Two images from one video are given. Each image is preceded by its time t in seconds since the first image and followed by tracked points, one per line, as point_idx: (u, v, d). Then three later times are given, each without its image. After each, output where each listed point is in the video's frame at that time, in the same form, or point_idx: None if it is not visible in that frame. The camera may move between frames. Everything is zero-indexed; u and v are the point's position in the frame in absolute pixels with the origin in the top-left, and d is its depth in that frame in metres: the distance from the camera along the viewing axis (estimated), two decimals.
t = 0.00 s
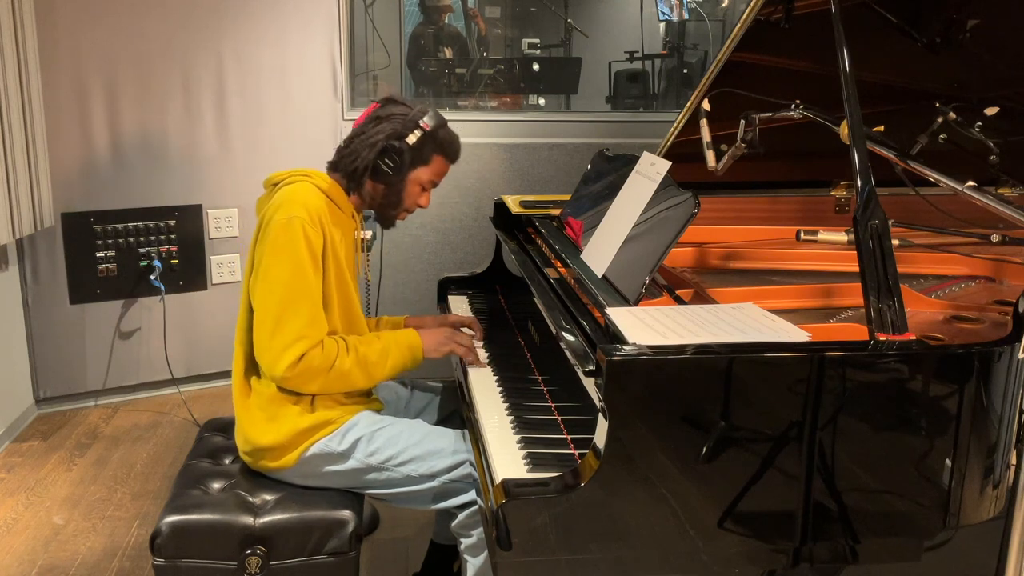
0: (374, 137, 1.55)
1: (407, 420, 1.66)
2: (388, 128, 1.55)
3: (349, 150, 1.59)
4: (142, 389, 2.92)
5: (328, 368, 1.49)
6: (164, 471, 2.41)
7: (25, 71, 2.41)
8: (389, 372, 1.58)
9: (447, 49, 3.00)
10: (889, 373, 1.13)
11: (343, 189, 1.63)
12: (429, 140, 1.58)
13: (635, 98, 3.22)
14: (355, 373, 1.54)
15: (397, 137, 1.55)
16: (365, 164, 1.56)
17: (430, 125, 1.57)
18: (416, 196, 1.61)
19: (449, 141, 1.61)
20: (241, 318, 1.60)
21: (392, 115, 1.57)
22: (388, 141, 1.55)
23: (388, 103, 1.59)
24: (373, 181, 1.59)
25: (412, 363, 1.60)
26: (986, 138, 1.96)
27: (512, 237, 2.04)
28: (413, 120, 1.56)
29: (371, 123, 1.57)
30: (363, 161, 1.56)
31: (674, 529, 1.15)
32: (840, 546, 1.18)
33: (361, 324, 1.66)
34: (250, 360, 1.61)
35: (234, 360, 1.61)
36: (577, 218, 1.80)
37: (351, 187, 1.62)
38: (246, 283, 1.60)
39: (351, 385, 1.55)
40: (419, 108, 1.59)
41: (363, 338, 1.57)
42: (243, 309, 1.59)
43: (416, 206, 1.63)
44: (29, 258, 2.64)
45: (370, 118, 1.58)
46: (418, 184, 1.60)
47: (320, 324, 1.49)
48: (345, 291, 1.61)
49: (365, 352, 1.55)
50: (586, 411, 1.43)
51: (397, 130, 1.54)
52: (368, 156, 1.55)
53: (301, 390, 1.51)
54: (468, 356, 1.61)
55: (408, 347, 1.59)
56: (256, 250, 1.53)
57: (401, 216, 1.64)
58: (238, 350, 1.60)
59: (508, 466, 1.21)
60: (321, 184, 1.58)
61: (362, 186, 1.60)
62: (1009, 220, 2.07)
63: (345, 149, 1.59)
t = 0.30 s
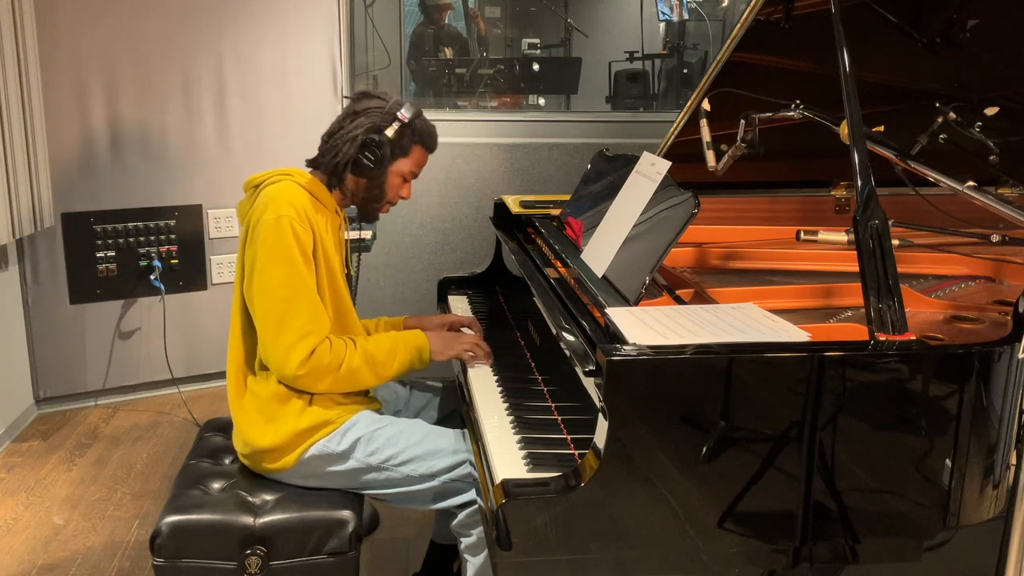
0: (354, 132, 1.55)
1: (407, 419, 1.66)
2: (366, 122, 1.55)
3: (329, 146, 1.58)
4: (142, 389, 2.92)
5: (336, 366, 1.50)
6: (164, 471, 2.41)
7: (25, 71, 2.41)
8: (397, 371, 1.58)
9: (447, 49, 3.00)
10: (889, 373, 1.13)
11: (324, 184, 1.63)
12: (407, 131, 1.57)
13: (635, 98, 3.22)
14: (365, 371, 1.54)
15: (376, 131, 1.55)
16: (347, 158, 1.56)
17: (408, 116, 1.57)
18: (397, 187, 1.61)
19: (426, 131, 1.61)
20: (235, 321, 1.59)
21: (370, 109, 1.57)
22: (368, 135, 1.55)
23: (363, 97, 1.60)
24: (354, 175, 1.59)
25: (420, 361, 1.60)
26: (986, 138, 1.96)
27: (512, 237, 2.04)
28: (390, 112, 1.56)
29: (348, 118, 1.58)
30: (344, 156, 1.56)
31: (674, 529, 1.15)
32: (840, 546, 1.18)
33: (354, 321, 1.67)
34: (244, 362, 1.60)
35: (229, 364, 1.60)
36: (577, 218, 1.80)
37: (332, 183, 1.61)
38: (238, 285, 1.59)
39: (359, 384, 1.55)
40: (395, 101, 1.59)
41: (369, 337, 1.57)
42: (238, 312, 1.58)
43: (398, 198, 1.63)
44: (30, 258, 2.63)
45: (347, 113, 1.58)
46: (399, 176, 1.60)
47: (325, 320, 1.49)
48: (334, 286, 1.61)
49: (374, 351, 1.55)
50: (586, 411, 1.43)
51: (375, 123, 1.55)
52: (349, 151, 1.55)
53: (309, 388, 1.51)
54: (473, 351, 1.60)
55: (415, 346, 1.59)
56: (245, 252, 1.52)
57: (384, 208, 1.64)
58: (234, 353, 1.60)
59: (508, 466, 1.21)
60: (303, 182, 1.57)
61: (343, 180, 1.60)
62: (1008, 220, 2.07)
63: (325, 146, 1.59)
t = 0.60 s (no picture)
0: (359, 130, 1.56)
1: (407, 420, 1.66)
2: (372, 121, 1.56)
3: (334, 144, 1.59)
4: (142, 389, 2.92)
5: (334, 366, 1.49)
6: (164, 471, 2.41)
7: (25, 71, 2.41)
8: (396, 374, 1.58)
9: (447, 49, 3.01)
10: (889, 373, 1.13)
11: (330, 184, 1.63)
12: (413, 132, 1.58)
13: (635, 98, 3.23)
14: (361, 373, 1.54)
15: (382, 130, 1.55)
16: (352, 156, 1.56)
17: (414, 117, 1.57)
18: (403, 188, 1.61)
19: (433, 133, 1.61)
20: (239, 320, 1.60)
21: (376, 109, 1.57)
22: (373, 134, 1.55)
23: (370, 98, 1.61)
24: (359, 175, 1.59)
25: (419, 364, 1.59)
26: (986, 138, 1.95)
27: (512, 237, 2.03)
28: (396, 112, 1.57)
29: (355, 117, 1.58)
30: (349, 154, 1.56)
31: (674, 530, 1.15)
32: (840, 546, 1.19)
33: (358, 322, 1.67)
34: (247, 360, 1.61)
35: (232, 362, 1.60)
36: (577, 218, 1.80)
37: (338, 181, 1.62)
38: (242, 284, 1.59)
39: (355, 386, 1.55)
40: (402, 102, 1.60)
41: (369, 340, 1.57)
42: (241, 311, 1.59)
43: (404, 199, 1.63)
44: (30, 258, 2.63)
45: (353, 113, 1.59)
46: (405, 176, 1.60)
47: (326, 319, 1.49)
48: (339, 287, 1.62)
49: (371, 354, 1.55)
50: (586, 411, 1.43)
51: (381, 122, 1.55)
52: (354, 149, 1.55)
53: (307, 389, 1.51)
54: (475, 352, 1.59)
55: (415, 351, 1.58)
56: (250, 251, 1.52)
57: (389, 209, 1.64)
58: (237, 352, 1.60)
59: (508, 466, 1.21)
60: (309, 181, 1.57)
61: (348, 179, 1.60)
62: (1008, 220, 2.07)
63: (331, 144, 1.60)
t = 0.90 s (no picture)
0: (395, 139, 1.56)
1: (407, 421, 1.66)
2: (408, 130, 1.56)
3: (369, 150, 1.60)
4: (142, 389, 2.92)
5: (328, 369, 1.48)
6: (165, 471, 2.41)
7: (25, 71, 2.41)
8: (394, 377, 1.57)
9: (447, 49, 3.02)
10: (889, 373, 1.13)
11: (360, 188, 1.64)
12: (447, 146, 1.58)
13: (635, 98, 3.24)
14: (357, 376, 1.52)
15: (416, 141, 1.56)
16: (385, 165, 1.57)
17: (449, 131, 1.58)
18: (431, 200, 1.62)
19: (466, 149, 1.62)
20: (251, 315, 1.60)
21: (413, 119, 1.58)
22: (408, 144, 1.56)
23: (408, 106, 1.61)
24: (391, 183, 1.60)
25: (417, 370, 1.57)
26: (986, 138, 1.95)
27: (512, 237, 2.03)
28: (432, 125, 1.57)
29: (391, 125, 1.59)
30: (382, 162, 1.57)
31: (674, 530, 1.15)
32: (840, 546, 1.19)
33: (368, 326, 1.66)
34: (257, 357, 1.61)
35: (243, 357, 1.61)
36: (577, 218, 1.80)
37: (368, 188, 1.62)
38: (258, 280, 1.59)
39: (351, 389, 1.54)
40: (438, 114, 1.61)
41: (369, 344, 1.56)
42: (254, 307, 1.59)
43: (431, 210, 1.64)
44: (30, 258, 2.63)
45: (391, 120, 1.59)
46: (434, 189, 1.61)
47: (329, 323, 1.49)
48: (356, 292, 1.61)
49: (368, 357, 1.53)
50: (586, 411, 1.43)
51: (417, 133, 1.56)
52: (387, 157, 1.56)
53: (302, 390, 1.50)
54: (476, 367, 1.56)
55: (414, 355, 1.56)
56: (270, 248, 1.53)
57: (415, 220, 1.65)
58: (247, 347, 1.60)
59: (508, 466, 1.21)
60: (339, 185, 1.57)
61: (379, 187, 1.61)
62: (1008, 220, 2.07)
63: (365, 149, 1.60)
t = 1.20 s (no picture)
0: (419, 147, 1.56)
1: (409, 422, 1.66)
2: (433, 139, 1.56)
3: (393, 157, 1.60)
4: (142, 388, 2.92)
5: (320, 360, 1.47)
6: (165, 471, 2.41)
7: (25, 71, 2.41)
8: (387, 368, 1.54)
9: (447, 49, 3.03)
10: (889, 373, 1.13)
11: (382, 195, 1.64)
12: (471, 158, 1.58)
13: (635, 98, 3.24)
14: (351, 368, 1.51)
15: (440, 150, 1.55)
16: (407, 173, 1.57)
17: (474, 143, 1.58)
18: (451, 211, 1.61)
19: (490, 162, 1.61)
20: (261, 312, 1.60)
21: (439, 129, 1.58)
22: (431, 154, 1.55)
23: (436, 116, 1.61)
24: (412, 192, 1.60)
25: (410, 362, 1.56)
26: (986, 138, 1.95)
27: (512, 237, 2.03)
28: (457, 135, 1.57)
29: (417, 133, 1.59)
30: (405, 170, 1.57)
31: (674, 530, 1.15)
32: (840, 546, 1.19)
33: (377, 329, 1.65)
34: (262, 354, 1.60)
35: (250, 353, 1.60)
36: (577, 218, 1.80)
37: (389, 195, 1.62)
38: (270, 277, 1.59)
39: (345, 379, 1.52)
40: (464, 125, 1.60)
41: (363, 334, 1.54)
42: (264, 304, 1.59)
43: (450, 221, 1.63)
44: (30, 258, 2.63)
45: (417, 128, 1.59)
46: (455, 200, 1.60)
47: (326, 317, 1.48)
48: (366, 295, 1.60)
49: (362, 348, 1.52)
50: (586, 411, 1.43)
51: (441, 143, 1.55)
52: (410, 165, 1.56)
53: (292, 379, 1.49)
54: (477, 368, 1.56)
55: (408, 344, 1.55)
56: (284, 245, 1.53)
57: (434, 230, 1.64)
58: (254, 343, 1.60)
59: (508, 466, 1.21)
60: (362, 188, 1.58)
61: (401, 196, 1.61)
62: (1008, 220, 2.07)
63: (388, 156, 1.61)
